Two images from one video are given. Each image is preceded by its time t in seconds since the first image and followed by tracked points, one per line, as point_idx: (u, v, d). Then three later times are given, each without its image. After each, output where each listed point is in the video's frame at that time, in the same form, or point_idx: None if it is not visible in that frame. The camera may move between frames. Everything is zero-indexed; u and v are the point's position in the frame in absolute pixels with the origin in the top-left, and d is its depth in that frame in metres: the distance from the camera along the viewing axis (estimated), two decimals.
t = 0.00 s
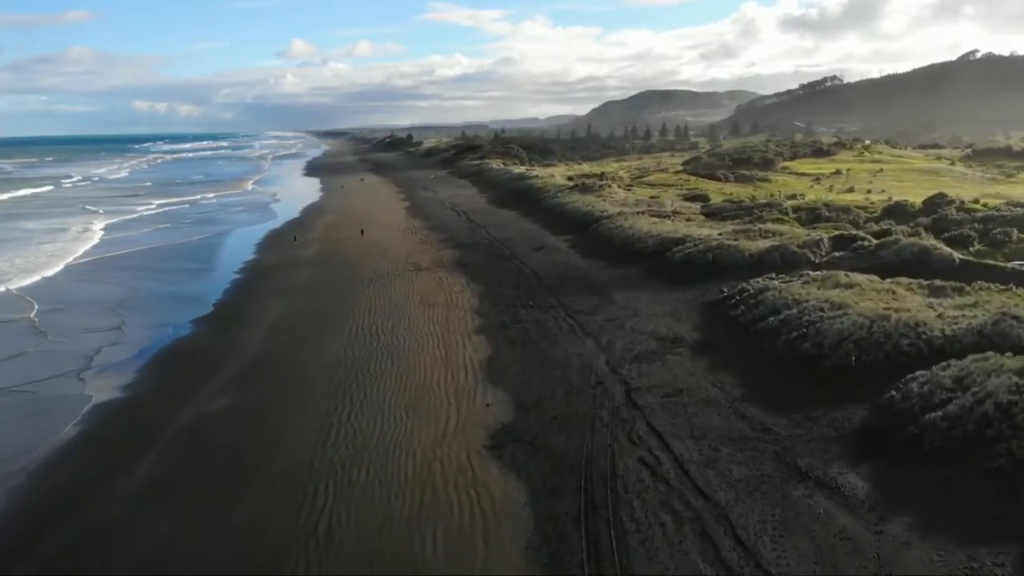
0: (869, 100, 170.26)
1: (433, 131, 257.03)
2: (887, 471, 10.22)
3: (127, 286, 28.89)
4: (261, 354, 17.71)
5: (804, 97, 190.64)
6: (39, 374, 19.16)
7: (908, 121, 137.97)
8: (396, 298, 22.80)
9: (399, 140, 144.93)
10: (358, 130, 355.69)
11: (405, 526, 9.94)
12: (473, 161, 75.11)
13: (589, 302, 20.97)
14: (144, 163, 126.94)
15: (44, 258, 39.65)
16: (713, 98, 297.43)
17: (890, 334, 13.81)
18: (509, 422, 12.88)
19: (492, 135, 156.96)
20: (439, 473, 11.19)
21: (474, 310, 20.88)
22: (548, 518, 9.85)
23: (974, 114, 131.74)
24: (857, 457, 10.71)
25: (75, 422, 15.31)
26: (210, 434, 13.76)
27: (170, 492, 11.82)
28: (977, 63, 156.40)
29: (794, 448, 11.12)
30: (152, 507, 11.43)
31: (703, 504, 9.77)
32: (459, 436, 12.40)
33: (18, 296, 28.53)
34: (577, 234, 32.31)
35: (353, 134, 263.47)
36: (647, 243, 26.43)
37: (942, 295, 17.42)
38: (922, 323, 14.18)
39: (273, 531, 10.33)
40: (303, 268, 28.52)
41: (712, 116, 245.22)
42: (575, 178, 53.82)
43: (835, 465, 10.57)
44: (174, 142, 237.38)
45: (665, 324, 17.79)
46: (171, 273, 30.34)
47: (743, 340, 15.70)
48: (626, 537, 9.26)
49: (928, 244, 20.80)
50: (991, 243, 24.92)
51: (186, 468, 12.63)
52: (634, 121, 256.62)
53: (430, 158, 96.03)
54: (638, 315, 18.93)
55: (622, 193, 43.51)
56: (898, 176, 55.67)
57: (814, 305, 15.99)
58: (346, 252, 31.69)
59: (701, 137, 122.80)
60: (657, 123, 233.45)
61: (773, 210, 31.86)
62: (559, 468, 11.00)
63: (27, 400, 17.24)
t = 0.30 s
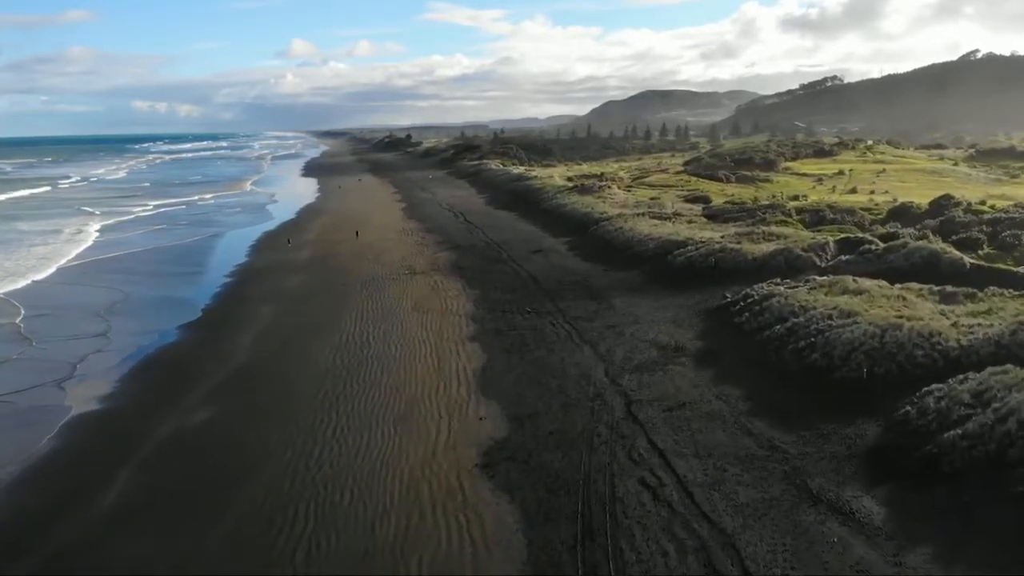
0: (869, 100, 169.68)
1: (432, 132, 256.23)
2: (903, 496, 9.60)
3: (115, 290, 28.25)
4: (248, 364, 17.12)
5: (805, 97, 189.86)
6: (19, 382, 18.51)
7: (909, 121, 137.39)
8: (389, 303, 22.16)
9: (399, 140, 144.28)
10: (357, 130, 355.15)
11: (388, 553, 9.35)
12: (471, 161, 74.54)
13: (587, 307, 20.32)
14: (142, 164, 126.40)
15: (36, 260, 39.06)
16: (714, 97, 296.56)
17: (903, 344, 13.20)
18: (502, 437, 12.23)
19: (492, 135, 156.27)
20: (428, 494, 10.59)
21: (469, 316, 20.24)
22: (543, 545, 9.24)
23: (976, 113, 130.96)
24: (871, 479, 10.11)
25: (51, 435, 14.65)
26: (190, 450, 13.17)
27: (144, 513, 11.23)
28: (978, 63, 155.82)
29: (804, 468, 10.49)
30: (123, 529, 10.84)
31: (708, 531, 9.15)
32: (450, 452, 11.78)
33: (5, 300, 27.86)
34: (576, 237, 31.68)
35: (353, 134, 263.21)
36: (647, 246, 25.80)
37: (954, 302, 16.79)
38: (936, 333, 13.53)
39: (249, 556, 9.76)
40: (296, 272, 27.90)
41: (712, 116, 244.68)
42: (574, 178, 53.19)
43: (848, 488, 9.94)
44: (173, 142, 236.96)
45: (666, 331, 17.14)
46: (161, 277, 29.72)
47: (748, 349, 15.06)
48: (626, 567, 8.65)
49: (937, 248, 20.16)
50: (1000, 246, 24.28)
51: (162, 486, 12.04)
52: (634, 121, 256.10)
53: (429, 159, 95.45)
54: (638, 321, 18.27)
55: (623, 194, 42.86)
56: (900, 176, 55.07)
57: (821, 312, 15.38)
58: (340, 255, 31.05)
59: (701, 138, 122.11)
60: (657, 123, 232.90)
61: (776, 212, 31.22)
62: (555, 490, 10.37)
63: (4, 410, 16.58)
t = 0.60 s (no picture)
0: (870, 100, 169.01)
1: (431, 131, 255.45)
2: (925, 526, 8.89)
3: (101, 294, 27.51)
4: (227, 379, 16.58)
5: (806, 97, 189.12)
6: None
7: (910, 121, 136.70)
8: (381, 308, 21.44)
9: (397, 140, 143.58)
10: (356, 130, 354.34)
11: None
12: (470, 161, 73.82)
13: (586, 314, 19.60)
14: (138, 164, 125.62)
15: (24, 263, 38.32)
16: (715, 97, 295.76)
17: (920, 358, 12.48)
18: (494, 457, 11.51)
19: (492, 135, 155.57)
20: (413, 521, 9.90)
21: (463, 323, 19.51)
22: None
23: (979, 113, 130.21)
24: (889, 508, 9.39)
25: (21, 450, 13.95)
26: (163, 468, 12.58)
27: (109, 534, 10.61)
28: (979, 63, 155.14)
29: (816, 494, 9.76)
30: (87, 554, 10.22)
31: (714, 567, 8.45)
32: (438, 474, 11.09)
33: None
34: (575, 239, 30.95)
35: (353, 134, 262.53)
36: (647, 249, 25.08)
37: (969, 310, 16.05)
38: (955, 346, 12.79)
39: None
40: (287, 275, 27.19)
41: (712, 116, 244.04)
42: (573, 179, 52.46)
43: (864, 518, 9.23)
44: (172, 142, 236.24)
45: (668, 340, 16.39)
46: (148, 280, 28.96)
47: (754, 361, 14.33)
48: None
49: (949, 252, 19.43)
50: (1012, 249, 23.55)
51: (132, 505, 11.42)
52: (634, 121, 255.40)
53: (427, 159, 94.71)
54: (639, 329, 17.51)
55: (622, 195, 42.13)
56: (904, 176, 54.38)
57: (831, 322, 14.66)
58: (333, 258, 30.33)
59: (701, 138, 121.40)
60: (657, 123, 232.17)
61: (780, 214, 30.50)
62: (549, 518, 9.63)
63: None
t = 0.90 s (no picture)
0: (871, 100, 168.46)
1: (431, 132, 254.61)
2: (946, 557, 8.29)
3: (89, 297, 26.92)
4: (210, 390, 15.99)
5: (806, 96, 188.56)
6: None
7: (912, 121, 136.15)
8: (373, 314, 20.80)
9: (397, 140, 142.97)
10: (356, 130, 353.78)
11: None
12: (468, 162, 73.24)
13: (585, 320, 18.96)
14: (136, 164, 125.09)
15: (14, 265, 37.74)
16: (715, 96, 294.40)
17: (936, 371, 11.86)
18: (486, 477, 10.90)
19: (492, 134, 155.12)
20: (399, 552, 9.33)
21: (457, 330, 18.84)
22: None
23: (980, 113, 129.65)
24: (907, 536, 8.78)
25: None
26: (139, 486, 12.02)
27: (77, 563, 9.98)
28: (981, 62, 154.57)
29: (830, 521, 9.15)
30: (69, 566, 10.05)
31: None
32: (426, 497, 10.49)
33: None
34: (574, 242, 30.34)
35: (352, 134, 262.02)
36: (648, 253, 24.47)
37: (984, 317, 15.41)
38: (972, 357, 12.15)
39: None
40: (279, 279, 26.60)
41: (712, 116, 243.52)
42: (572, 179, 51.86)
43: (880, 548, 8.62)
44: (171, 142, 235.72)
45: (670, 349, 15.73)
46: (137, 284, 28.30)
47: (761, 372, 13.69)
48: None
49: (960, 256, 18.80)
50: None
51: (103, 526, 10.85)
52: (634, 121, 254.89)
53: (426, 159, 94.14)
54: (639, 337, 16.87)
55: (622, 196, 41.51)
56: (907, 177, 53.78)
57: (841, 331, 14.03)
58: (327, 261, 29.73)
59: (701, 138, 120.82)
60: (657, 123, 231.63)
61: (783, 216, 29.88)
62: (543, 548, 9.04)
63: None
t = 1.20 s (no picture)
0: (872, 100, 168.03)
1: (430, 132, 254.37)
2: None
3: (75, 300, 26.30)
4: (193, 400, 15.28)
5: (807, 96, 188.11)
6: None
7: (913, 121, 135.67)
8: (365, 320, 20.17)
9: (396, 141, 142.34)
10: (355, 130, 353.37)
11: None
12: (467, 162, 72.69)
13: (583, 327, 18.32)
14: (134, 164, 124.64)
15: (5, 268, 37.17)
16: (714, 97, 294.57)
17: (954, 386, 11.25)
18: (479, 500, 10.26)
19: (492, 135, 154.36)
20: None
21: (451, 337, 18.15)
22: None
23: (982, 113, 129.16)
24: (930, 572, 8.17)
25: None
26: (111, 503, 11.34)
27: None
28: (982, 62, 154.09)
29: (846, 552, 8.57)
30: None
31: None
32: (415, 523, 9.85)
33: None
34: (573, 244, 29.74)
35: (352, 134, 261.89)
36: (648, 256, 23.85)
37: (999, 326, 14.77)
38: (992, 370, 11.51)
39: None
40: (271, 283, 25.99)
41: (712, 116, 243.07)
42: (572, 180, 51.29)
43: None
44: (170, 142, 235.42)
45: (672, 359, 15.07)
46: (125, 287, 27.60)
47: (768, 385, 13.04)
48: None
49: (972, 261, 18.18)
50: None
51: (71, 549, 10.18)
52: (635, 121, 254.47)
53: (425, 159, 93.68)
54: (640, 345, 16.22)
55: (622, 197, 40.89)
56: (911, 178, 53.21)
57: (851, 341, 13.39)
58: (320, 264, 29.14)
59: (702, 138, 120.35)
60: (658, 123, 231.18)
61: (786, 218, 29.28)
62: None
63: None
